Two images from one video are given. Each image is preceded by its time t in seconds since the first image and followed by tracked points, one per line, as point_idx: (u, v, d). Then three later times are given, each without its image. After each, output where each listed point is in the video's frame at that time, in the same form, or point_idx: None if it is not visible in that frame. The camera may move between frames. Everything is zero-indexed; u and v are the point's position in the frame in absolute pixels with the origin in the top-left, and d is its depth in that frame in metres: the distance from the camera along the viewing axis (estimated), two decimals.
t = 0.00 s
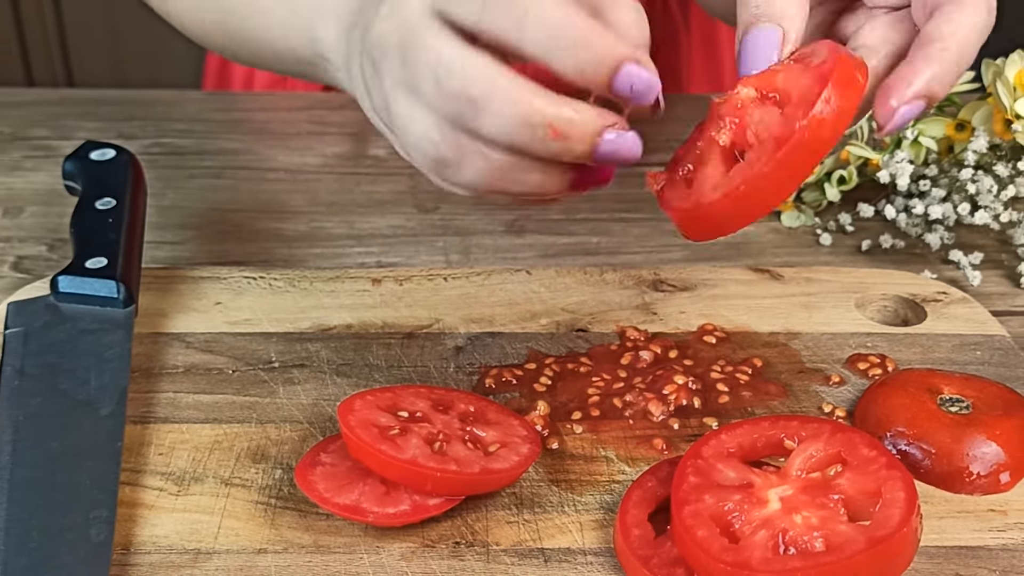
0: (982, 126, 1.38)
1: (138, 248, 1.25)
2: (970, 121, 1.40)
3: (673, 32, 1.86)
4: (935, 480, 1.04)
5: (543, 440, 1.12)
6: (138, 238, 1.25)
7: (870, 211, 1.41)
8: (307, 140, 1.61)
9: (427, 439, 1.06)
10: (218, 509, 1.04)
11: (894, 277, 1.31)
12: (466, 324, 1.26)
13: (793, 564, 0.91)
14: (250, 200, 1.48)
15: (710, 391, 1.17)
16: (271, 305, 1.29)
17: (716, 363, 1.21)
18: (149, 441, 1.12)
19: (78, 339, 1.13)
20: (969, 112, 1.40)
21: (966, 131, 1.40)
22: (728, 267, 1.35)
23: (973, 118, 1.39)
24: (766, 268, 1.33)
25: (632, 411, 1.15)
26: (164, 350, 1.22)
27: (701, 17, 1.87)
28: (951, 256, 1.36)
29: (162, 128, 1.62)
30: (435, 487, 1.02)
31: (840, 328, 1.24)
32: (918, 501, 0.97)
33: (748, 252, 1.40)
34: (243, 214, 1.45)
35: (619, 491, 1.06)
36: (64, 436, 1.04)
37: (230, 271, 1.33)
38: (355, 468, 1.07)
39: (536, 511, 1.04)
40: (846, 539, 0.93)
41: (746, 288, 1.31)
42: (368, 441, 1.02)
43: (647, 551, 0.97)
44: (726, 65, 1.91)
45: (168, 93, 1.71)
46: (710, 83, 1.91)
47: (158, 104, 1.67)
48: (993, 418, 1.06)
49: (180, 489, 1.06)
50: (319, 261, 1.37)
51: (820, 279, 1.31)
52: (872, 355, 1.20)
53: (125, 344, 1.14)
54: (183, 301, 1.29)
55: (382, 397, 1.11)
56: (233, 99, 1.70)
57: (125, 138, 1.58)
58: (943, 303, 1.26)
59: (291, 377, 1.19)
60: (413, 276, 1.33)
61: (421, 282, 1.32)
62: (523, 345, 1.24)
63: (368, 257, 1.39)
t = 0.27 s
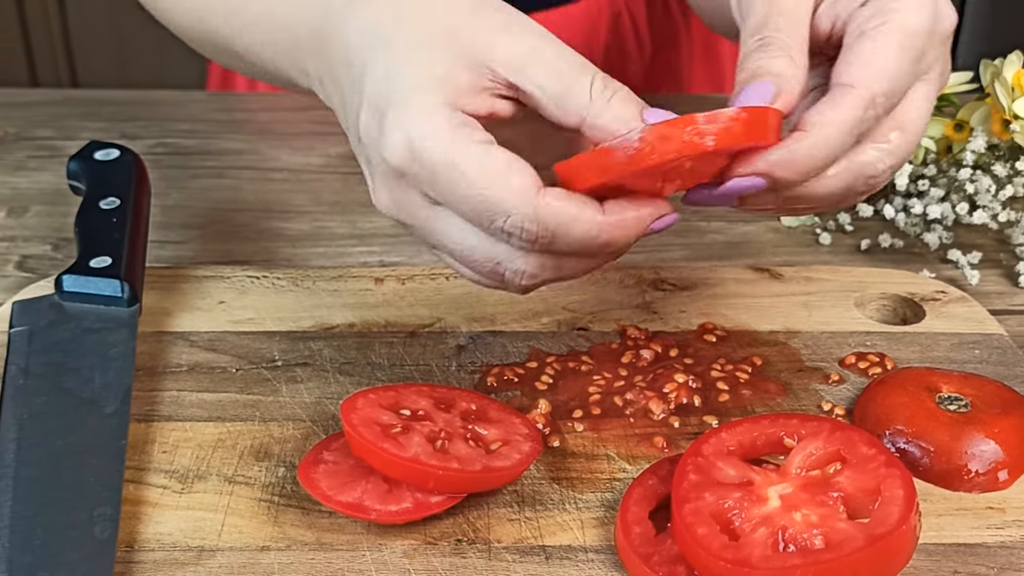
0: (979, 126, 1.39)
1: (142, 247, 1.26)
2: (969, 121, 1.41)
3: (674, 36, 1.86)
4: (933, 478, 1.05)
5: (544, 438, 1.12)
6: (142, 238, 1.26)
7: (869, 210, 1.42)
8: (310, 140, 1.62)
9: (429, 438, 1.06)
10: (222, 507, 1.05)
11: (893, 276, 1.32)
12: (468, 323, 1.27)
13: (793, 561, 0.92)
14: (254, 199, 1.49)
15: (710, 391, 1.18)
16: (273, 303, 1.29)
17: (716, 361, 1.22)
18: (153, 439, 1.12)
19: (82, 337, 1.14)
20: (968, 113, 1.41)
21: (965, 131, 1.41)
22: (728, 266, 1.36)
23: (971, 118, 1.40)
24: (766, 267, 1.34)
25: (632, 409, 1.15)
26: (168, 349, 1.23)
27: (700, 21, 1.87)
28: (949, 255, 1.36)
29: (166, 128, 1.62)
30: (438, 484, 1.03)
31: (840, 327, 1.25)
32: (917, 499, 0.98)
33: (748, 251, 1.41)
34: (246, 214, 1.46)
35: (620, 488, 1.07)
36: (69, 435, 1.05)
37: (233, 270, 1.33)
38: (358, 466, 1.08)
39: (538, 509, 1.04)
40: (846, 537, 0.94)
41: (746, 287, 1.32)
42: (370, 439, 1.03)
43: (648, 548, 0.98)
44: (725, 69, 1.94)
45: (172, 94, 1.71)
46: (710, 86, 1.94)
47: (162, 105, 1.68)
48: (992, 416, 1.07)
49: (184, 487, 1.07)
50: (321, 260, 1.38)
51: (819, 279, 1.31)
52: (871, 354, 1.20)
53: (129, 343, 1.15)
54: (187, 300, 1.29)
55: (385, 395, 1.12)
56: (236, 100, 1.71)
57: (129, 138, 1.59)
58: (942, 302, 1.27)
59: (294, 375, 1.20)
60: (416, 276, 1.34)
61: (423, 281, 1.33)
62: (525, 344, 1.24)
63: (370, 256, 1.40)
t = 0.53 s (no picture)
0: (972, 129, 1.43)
1: (145, 247, 1.27)
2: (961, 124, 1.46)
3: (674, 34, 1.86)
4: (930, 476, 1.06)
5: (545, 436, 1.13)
6: (146, 237, 1.27)
7: (867, 209, 1.46)
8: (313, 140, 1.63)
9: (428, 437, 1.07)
10: (225, 504, 1.06)
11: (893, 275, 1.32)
12: (470, 322, 1.28)
13: (792, 558, 0.93)
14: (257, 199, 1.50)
15: (709, 390, 1.18)
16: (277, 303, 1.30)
17: (717, 360, 1.22)
18: (156, 437, 1.13)
19: (87, 336, 1.15)
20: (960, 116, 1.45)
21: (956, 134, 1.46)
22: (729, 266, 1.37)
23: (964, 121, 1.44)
24: (765, 267, 1.36)
25: (632, 408, 1.16)
26: (172, 347, 1.24)
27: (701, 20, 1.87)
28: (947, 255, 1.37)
29: (170, 128, 1.63)
30: (439, 482, 1.03)
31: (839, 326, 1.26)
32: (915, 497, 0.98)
33: (748, 250, 1.42)
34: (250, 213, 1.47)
35: (621, 486, 1.08)
36: (73, 433, 1.06)
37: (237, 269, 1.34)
38: (361, 464, 1.08)
39: (539, 506, 1.05)
40: (845, 534, 0.95)
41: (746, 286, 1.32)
42: (373, 437, 1.04)
43: (648, 546, 0.99)
44: (725, 69, 1.94)
45: (176, 94, 1.72)
46: (711, 87, 1.94)
47: (167, 105, 1.69)
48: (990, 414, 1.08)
49: (188, 484, 1.08)
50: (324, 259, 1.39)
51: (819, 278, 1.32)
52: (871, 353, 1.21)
53: (133, 341, 1.16)
54: (191, 299, 1.30)
55: (388, 394, 1.12)
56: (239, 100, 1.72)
57: (133, 138, 1.60)
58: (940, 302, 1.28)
59: (297, 374, 1.21)
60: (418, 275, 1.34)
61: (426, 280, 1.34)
62: (526, 343, 1.25)
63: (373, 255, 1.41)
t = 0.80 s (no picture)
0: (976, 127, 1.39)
1: (149, 247, 1.27)
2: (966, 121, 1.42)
3: (674, 34, 1.87)
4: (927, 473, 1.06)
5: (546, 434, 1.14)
6: (149, 237, 1.28)
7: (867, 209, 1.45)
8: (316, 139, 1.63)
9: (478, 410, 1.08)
10: (229, 502, 1.06)
11: (891, 274, 1.33)
12: (471, 321, 1.29)
13: (824, 519, 0.87)
14: (260, 199, 1.51)
15: (710, 388, 1.19)
16: (279, 301, 1.31)
17: (717, 358, 1.23)
18: (161, 435, 1.14)
19: (91, 335, 1.16)
20: (965, 113, 1.42)
21: (962, 131, 1.42)
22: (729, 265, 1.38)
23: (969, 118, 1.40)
24: (765, 266, 1.35)
25: (633, 406, 1.17)
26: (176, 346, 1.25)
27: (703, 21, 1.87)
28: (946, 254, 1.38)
29: (173, 128, 1.64)
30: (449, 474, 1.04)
31: (838, 324, 1.26)
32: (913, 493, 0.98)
33: (748, 249, 1.42)
34: (253, 213, 1.48)
35: (621, 484, 1.08)
36: (78, 431, 1.06)
37: (240, 269, 1.35)
38: (387, 462, 1.09)
39: (540, 504, 1.06)
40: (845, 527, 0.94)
41: (746, 285, 1.33)
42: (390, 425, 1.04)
43: (649, 543, 0.99)
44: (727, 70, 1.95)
45: (179, 94, 1.73)
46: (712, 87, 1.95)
47: (170, 105, 1.69)
48: (990, 412, 1.09)
49: (191, 482, 1.09)
50: (327, 259, 1.40)
51: (818, 277, 1.33)
52: (869, 352, 1.22)
53: (137, 340, 1.17)
54: (195, 298, 1.31)
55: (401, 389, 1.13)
56: (242, 100, 1.73)
57: (137, 138, 1.61)
58: (939, 300, 1.28)
59: (300, 372, 1.22)
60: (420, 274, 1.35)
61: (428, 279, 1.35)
62: (527, 342, 1.26)
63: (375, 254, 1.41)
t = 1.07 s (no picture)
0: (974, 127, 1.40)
1: (154, 247, 1.28)
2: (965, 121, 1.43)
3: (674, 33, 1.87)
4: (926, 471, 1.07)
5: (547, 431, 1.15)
6: (153, 236, 1.28)
7: (866, 209, 1.45)
8: (319, 140, 1.64)
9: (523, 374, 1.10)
10: (233, 499, 1.07)
11: (891, 274, 1.34)
12: (473, 320, 1.30)
13: (824, 516, 0.88)
14: (263, 199, 1.51)
15: (710, 385, 1.20)
16: (282, 300, 1.32)
17: (717, 356, 1.24)
18: (164, 433, 1.15)
19: (96, 334, 1.17)
20: (963, 114, 1.42)
21: (960, 131, 1.43)
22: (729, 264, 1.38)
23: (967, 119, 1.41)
24: (765, 265, 1.36)
25: (634, 403, 1.18)
26: (180, 345, 1.26)
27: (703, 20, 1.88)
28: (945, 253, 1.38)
29: (177, 128, 1.65)
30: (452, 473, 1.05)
31: (837, 323, 1.27)
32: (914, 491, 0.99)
33: (748, 248, 1.43)
34: (256, 213, 1.49)
35: (622, 481, 1.09)
36: (83, 429, 1.07)
37: (243, 268, 1.36)
38: (388, 460, 1.10)
39: (541, 502, 1.07)
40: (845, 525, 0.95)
41: (746, 284, 1.34)
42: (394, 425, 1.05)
43: (650, 540, 1.00)
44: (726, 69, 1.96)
45: (183, 94, 1.74)
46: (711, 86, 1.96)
47: (174, 105, 1.70)
48: (987, 411, 1.09)
49: (195, 480, 1.09)
50: (329, 258, 1.41)
51: (817, 276, 1.34)
52: (868, 350, 1.22)
53: (141, 339, 1.18)
54: (198, 297, 1.32)
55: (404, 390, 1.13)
56: (245, 101, 1.73)
57: (141, 139, 1.62)
58: (938, 299, 1.29)
59: (303, 371, 1.23)
60: (422, 273, 1.36)
61: (430, 279, 1.35)
62: (529, 340, 1.27)
63: (377, 254, 1.42)
